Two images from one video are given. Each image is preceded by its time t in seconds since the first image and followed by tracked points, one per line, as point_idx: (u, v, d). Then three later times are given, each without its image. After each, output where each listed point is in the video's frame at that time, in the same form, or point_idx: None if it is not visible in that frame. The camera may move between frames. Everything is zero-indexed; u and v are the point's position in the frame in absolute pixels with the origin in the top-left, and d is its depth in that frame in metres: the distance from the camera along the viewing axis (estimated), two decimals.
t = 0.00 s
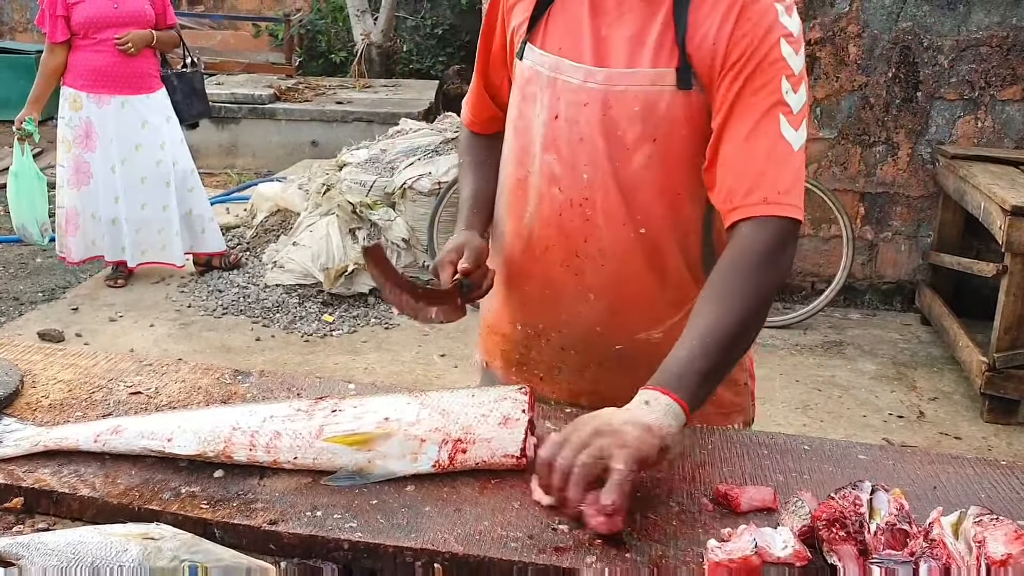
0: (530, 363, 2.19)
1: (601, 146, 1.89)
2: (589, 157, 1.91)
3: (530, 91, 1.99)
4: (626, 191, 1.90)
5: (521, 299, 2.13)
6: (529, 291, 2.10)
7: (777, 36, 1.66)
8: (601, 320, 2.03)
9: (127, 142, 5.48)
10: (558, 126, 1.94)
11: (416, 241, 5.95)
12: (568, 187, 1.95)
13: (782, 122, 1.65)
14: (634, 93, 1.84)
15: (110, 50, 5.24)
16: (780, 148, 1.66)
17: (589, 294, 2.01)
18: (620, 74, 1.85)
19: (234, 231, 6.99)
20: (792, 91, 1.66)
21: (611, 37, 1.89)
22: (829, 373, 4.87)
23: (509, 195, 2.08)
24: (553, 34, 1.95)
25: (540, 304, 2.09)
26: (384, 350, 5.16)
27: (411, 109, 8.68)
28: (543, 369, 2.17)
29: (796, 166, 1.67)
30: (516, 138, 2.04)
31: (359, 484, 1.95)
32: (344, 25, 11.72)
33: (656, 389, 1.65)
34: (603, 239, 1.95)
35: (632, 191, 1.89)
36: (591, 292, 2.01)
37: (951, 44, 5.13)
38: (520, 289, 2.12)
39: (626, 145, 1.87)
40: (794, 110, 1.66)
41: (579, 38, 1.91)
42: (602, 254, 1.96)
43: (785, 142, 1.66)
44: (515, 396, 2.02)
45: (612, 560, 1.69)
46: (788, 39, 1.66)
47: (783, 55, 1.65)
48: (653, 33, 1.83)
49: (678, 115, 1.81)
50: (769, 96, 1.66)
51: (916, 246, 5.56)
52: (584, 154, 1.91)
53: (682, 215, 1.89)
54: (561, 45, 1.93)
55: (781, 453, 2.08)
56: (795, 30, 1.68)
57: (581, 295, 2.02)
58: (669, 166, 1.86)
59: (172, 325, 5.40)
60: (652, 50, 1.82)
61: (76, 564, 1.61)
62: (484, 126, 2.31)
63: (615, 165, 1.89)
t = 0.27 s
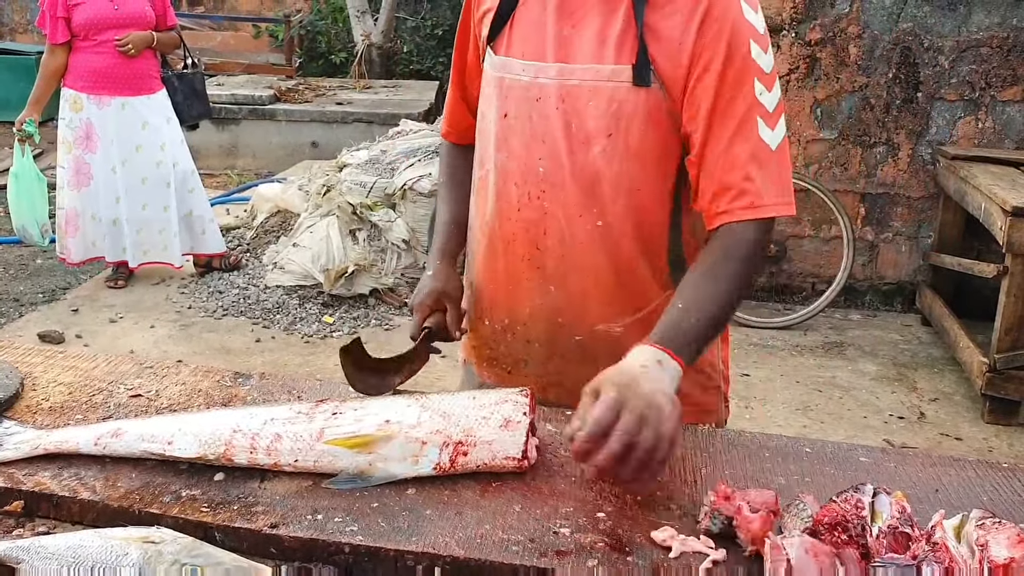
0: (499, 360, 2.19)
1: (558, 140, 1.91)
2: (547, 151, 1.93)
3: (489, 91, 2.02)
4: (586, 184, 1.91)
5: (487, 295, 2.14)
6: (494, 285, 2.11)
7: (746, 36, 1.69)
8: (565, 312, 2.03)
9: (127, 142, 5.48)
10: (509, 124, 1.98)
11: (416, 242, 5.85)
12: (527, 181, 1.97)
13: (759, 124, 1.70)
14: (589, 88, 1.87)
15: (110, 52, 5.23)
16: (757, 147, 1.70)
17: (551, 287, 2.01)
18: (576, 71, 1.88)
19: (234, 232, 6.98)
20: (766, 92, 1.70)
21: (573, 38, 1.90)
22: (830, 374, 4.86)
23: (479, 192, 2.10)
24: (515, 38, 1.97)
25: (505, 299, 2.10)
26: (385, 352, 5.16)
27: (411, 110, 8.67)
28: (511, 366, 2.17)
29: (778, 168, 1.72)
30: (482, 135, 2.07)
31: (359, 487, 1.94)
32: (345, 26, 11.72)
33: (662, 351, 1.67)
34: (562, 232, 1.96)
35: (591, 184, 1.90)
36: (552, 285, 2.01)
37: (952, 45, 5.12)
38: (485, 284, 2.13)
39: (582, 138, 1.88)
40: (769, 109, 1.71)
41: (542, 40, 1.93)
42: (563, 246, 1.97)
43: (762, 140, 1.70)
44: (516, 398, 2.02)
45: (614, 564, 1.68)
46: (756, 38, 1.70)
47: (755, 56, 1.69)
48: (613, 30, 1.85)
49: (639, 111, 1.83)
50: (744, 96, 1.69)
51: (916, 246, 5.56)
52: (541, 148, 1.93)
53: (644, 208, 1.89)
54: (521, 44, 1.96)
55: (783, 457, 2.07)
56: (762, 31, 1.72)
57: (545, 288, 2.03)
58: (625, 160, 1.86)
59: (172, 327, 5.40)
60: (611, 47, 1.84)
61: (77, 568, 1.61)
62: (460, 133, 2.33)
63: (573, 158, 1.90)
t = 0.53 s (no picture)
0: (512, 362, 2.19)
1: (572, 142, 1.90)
2: (561, 152, 1.91)
3: (498, 93, 2.00)
4: (602, 185, 1.90)
5: (500, 298, 2.13)
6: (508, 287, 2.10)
7: (745, 38, 1.75)
8: (580, 312, 2.04)
9: (128, 142, 5.47)
10: (525, 125, 1.94)
11: (417, 241, 5.96)
12: (541, 183, 1.95)
13: (745, 126, 1.78)
14: (601, 87, 1.85)
15: (111, 51, 5.23)
16: (741, 148, 1.79)
17: (567, 289, 2.02)
18: (586, 70, 1.86)
19: (235, 232, 6.98)
20: (754, 93, 1.79)
21: (577, 35, 1.88)
22: (831, 375, 4.86)
23: (487, 194, 2.09)
24: (521, 37, 1.96)
25: (519, 301, 2.10)
26: (385, 351, 5.16)
27: (412, 110, 8.67)
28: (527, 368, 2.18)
29: (762, 165, 1.82)
30: (489, 137, 2.05)
31: (363, 486, 1.94)
32: (346, 26, 11.72)
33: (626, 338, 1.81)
34: (578, 234, 1.96)
35: (606, 185, 1.90)
36: (569, 286, 2.01)
37: (953, 45, 5.12)
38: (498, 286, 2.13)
39: (596, 139, 1.87)
40: (754, 110, 1.79)
41: (548, 38, 1.92)
42: (578, 248, 1.97)
43: (745, 140, 1.79)
44: (520, 397, 2.02)
45: (619, 564, 1.68)
46: (752, 40, 1.76)
47: (749, 58, 1.76)
48: (616, 27, 1.84)
49: (651, 110, 1.83)
50: (736, 99, 1.77)
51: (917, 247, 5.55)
52: (555, 149, 1.92)
53: (657, 206, 1.91)
54: (525, 42, 1.94)
55: (787, 456, 2.07)
56: (758, 31, 1.78)
57: (560, 291, 2.03)
58: (640, 159, 1.87)
59: (173, 327, 5.39)
60: (617, 44, 1.83)
61: (81, 567, 1.60)
62: (447, 134, 2.31)
63: (587, 160, 1.90)
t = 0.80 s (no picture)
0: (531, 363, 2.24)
1: (603, 149, 1.93)
2: (591, 160, 1.95)
3: (530, 97, 2.02)
4: (631, 193, 1.94)
5: (522, 302, 2.17)
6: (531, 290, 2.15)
7: (785, 47, 1.75)
8: (603, 317, 2.08)
9: (128, 142, 5.47)
10: (555, 131, 1.98)
11: (416, 242, 6.01)
12: (570, 189, 1.99)
13: (779, 134, 1.78)
14: (636, 97, 1.88)
15: (111, 52, 5.23)
16: (775, 158, 1.78)
17: (591, 296, 2.07)
18: (621, 78, 1.88)
19: (235, 233, 6.97)
20: (791, 103, 1.78)
21: (616, 41, 1.90)
22: (831, 375, 4.85)
23: (513, 197, 2.12)
24: (555, 42, 1.96)
25: (542, 304, 2.14)
26: (385, 352, 5.15)
27: (412, 110, 8.67)
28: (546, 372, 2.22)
29: (798, 176, 1.81)
30: (518, 140, 2.07)
31: (359, 488, 1.93)
32: (346, 27, 11.72)
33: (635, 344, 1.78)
34: (605, 241, 2.00)
35: (635, 193, 1.93)
36: (593, 293, 2.06)
37: (953, 45, 5.12)
38: (521, 289, 2.17)
39: (628, 149, 1.91)
40: (790, 121, 1.78)
41: (585, 44, 1.93)
42: (604, 254, 2.01)
43: (779, 150, 1.78)
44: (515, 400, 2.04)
45: (617, 566, 1.67)
46: (794, 49, 1.76)
47: (788, 67, 1.75)
48: (656, 35, 1.85)
49: (684, 119, 1.86)
50: (773, 107, 1.77)
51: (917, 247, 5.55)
52: (586, 157, 1.95)
53: (684, 216, 1.94)
54: (564, 46, 1.95)
55: (786, 458, 2.07)
56: (799, 39, 1.77)
57: (584, 297, 2.08)
58: (671, 169, 1.90)
59: (173, 327, 5.39)
60: (654, 54, 1.85)
61: (79, 570, 1.60)
62: (478, 140, 2.26)
63: (616, 168, 1.93)
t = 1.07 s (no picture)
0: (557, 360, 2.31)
1: (632, 158, 1.96)
2: (618, 168, 1.99)
3: (566, 100, 2.07)
4: (657, 203, 1.98)
5: (543, 301, 2.24)
6: (555, 292, 2.21)
7: (829, 64, 1.74)
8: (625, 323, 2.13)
9: (125, 143, 5.47)
10: (582, 136, 2.03)
11: (415, 242, 6.03)
12: (597, 195, 2.04)
13: (810, 152, 1.77)
14: (667, 109, 1.91)
15: (110, 53, 5.23)
16: (804, 177, 1.78)
17: (612, 303, 2.13)
18: (655, 90, 1.91)
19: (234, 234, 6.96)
20: (827, 122, 1.76)
21: (658, 50, 1.92)
22: (830, 376, 4.85)
23: (545, 198, 2.17)
24: (597, 46, 1.99)
25: (565, 306, 2.20)
26: (384, 353, 5.15)
27: (411, 111, 8.67)
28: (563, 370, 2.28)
29: (823, 198, 1.81)
30: (553, 142, 2.12)
31: (354, 489, 1.93)
32: (345, 28, 11.72)
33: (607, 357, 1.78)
34: (630, 249, 2.04)
35: (661, 203, 1.97)
36: (615, 299, 2.12)
37: (951, 46, 5.12)
38: (545, 289, 2.23)
39: (657, 161, 1.94)
40: (823, 140, 1.77)
41: (628, 51, 1.95)
42: (627, 261, 2.06)
43: (808, 169, 1.77)
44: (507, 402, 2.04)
45: (613, 567, 1.67)
46: (838, 66, 1.74)
47: (829, 85, 1.74)
48: (698, 46, 1.87)
49: (714, 132, 1.87)
50: (805, 125, 1.76)
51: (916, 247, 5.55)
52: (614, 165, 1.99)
53: (709, 230, 1.96)
54: (604, 51, 1.98)
55: (783, 458, 2.06)
56: (846, 59, 1.76)
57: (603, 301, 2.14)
58: (701, 182, 1.92)
59: (171, 329, 5.39)
60: (693, 66, 1.87)
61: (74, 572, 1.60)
62: (516, 132, 2.31)
63: (643, 177, 1.96)
